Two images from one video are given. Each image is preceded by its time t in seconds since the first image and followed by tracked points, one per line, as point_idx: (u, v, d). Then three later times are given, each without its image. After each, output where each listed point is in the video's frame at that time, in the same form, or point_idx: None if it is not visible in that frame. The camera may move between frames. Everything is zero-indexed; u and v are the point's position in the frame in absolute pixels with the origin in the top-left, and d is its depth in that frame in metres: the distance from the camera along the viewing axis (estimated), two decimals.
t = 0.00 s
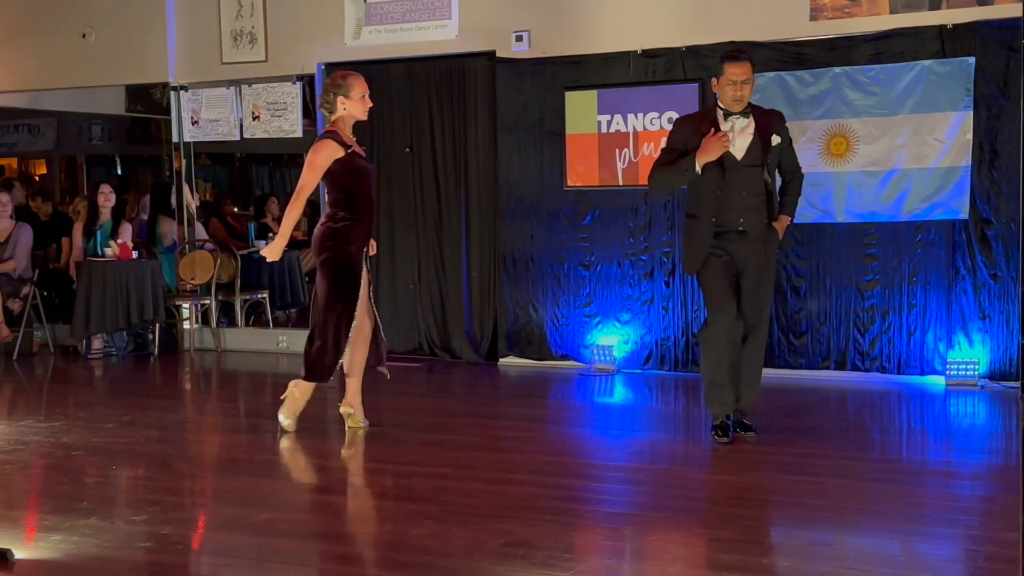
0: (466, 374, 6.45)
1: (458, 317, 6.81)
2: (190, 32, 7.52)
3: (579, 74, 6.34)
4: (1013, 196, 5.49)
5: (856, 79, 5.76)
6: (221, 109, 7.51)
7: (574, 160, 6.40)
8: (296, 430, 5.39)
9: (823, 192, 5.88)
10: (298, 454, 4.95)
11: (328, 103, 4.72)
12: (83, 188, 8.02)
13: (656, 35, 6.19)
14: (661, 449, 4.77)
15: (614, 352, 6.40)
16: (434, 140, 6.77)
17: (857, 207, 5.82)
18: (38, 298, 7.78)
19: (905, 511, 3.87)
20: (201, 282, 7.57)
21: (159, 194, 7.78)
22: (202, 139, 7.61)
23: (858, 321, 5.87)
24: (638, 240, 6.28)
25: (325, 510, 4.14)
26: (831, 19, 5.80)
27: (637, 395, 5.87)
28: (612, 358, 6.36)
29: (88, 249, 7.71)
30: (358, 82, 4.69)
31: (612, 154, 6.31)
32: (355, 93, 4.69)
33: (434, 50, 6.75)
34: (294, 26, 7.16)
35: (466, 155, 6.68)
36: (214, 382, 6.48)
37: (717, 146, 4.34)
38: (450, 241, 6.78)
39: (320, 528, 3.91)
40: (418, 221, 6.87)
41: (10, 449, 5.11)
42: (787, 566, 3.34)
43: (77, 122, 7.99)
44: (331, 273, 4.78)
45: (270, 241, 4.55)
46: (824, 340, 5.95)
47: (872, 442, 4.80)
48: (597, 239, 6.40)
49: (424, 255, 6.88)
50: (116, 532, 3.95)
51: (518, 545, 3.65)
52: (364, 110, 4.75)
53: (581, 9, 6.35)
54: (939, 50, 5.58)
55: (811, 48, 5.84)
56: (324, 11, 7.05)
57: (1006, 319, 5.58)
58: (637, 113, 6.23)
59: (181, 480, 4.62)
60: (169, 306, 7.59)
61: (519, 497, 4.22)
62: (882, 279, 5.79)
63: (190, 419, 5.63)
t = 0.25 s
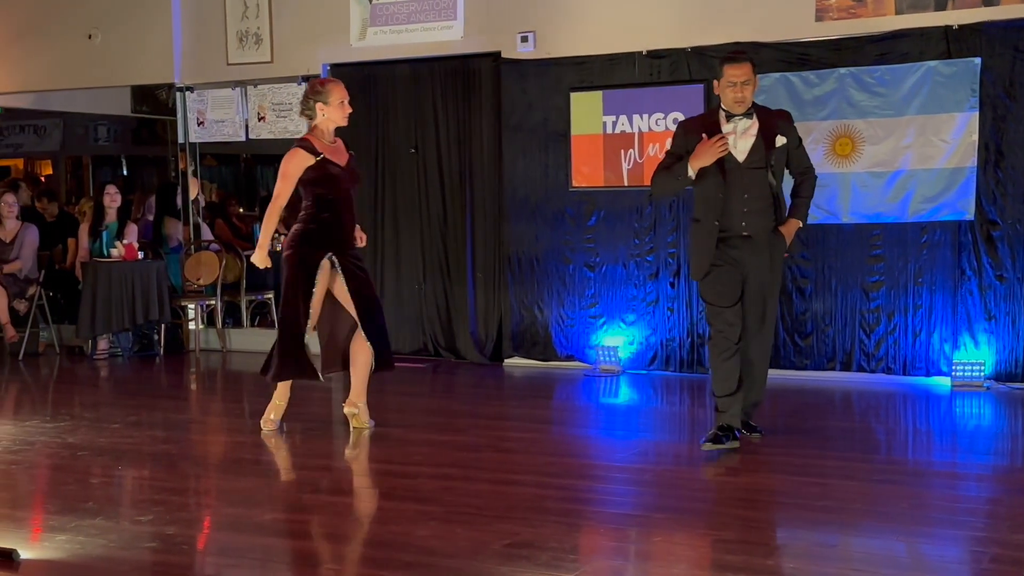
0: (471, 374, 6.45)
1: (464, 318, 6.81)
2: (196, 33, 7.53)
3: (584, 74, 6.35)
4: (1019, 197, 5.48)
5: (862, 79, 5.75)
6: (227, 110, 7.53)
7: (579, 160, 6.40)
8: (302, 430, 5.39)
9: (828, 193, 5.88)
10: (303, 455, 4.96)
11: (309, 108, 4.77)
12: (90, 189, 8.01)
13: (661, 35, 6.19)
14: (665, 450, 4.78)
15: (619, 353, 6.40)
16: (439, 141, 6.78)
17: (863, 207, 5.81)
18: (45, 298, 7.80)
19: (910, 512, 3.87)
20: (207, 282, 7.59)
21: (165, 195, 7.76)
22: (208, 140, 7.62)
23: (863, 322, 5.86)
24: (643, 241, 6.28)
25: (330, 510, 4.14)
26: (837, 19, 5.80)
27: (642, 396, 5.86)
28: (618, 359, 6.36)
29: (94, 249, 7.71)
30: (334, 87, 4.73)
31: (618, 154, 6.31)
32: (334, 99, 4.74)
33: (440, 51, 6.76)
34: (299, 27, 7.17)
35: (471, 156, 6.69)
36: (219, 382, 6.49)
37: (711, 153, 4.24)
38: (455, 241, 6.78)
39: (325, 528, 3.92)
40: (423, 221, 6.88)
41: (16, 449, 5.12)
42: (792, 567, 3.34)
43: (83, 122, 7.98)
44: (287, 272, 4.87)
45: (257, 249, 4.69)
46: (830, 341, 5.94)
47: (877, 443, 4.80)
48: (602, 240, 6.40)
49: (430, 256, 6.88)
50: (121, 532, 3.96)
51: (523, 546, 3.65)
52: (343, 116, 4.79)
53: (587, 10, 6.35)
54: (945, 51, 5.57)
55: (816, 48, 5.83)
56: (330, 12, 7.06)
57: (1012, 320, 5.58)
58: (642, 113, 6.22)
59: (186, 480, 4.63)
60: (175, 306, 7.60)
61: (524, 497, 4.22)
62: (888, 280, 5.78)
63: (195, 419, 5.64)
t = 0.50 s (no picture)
0: (475, 375, 6.45)
1: (467, 319, 6.82)
2: (200, 34, 7.54)
3: (588, 75, 6.35)
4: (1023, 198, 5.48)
5: (866, 80, 5.74)
6: (231, 110, 7.53)
7: (583, 161, 6.40)
8: (305, 431, 5.40)
9: (832, 194, 5.87)
10: (306, 455, 4.96)
11: (291, 109, 4.80)
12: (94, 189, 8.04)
13: (665, 36, 6.18)
14: (668, 450, 4.79)
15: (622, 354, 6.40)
16: (442, 142, 6.78)
17: (866, 209, 5.81)
18: (48, 299, 7.80)
19: (914, 513, 3.86)
20: (211, 283, 7.52)
21: (168, 196, 7.76)
22: (212, 140, 7.62)
23: (867, 323, 5.86)
24: (646, 242, 6.28)
25: (333, 511, 4.14)
26: (840, 21, 5.79)
27: (646, 397, 5.86)
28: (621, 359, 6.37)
29: (98, 250, 7.69)
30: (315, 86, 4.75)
31: (622, 155, 6.31)
32: (313, 98, 4.76)
33: (443, 51, 6.74)
34: (303, 28, 7.17)
35: (474, 157, 6.69)
36: (223, 382, 6.49)
37: (690, 152, 4.17)
38: (458, 241, 6.79)
39: (329, 529, 3.92)
40: (426, 222, 6.88)
41: (20, 449, 5.13)
42: (796, 568, 3.33)
43: (87, 123, 8.02)
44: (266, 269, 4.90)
45: (264, 260, 4.84)
46: (833, 342, 5.94)
47: (881, 444, 4.80)
48: (606, 241, 6.40)
49: (433, 257, 6.89)
50: (125, 532, 3.96)
51: (526, 547, 3.65)
52: (325, 116, 4.81)
53: (591, 11, 6.35)
54: (948, 52, 5.57)
55: (820, 50, 5.83)
56: (333, 13, 7.05)
57: (1016, 321, 5.58)
58: (646, 114, 6.23)
59: (190, 480, 4.63)
60: (179, 307, 7.60)
61: (527, 498, 4.22)
62: (892, 281, 5.78)
63: (199, 420, 5.64)
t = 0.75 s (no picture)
0: (479, 376, 6.45)
1: (471, 319, 6.82)
2: (205, 34, 7.54)
3: (592, 76, 6.35)
4: None
5: (870, 82, 5.73)
6: (236, 111, 7.54)
7: (587, 162, 6.40)
8: (309, 431, 5.40)
9: (836, 195, 5.86)
10: (310, 456, 4.96)
11: (284, 108, 4.85)
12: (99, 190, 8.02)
13: (669, 37, 6.18)
14: (672, 451, 4.79)
15: (626, 354, 6.40)
16: (447, 143, 6.78)
17: (871, 210, 5.80)
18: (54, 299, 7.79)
19: (918, 515, 3.86)
20: (216, 283, 7.52)
21: (173, 196, 7.77)
22: (217, 141, 7.63)
23: (871, 324, 5.85)
24: (651, 243, 6.28)
25: (337, 511, 4.14)
26: (845, 22, 5.79)
27: (650, 398, 5.86)
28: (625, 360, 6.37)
29: (102, 251, 7.50)
30: (305, 84, 4.80)
31: (626, 156, 6.30)
32: (303, 94, 4.81)
33: (449, 52, 6.75)
34: (309, 29, 7.18)
35: (479, 157, 6.69)
36: (227, 382, 6.50)
37: (665, 151, 4.09)
38: (463, 242, 6.79)
39: (333, 529, 3.92)
40: (430, 223, 6.89)
41: (24, 449, 5.13)
42: (799, 570, 3.33)
43: (92, 123, 8.06)
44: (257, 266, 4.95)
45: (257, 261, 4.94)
46: (838, 343, 5.93)
47: (885, 446, 4.79)
48: (610, 241, 6.40)
49: (437, 257, 6.89)
50: (129, 532, 3.97)
51: (530, 548, 3.65)
52: (316, 112, 4.84)
53: (596, 12, 6.35)
54: (953, 53, 5.56)
55: (825, 51, 5.82)
56: (339, 13, 7.06)
57: (1021, 323, 5.57)
58: (650, 115, 6.23)
59: (194, 480, 4.64)
60: (184, 307, 7.60)
61: (531, 499, 4.22)
62: (897, 283, 5.77)
63: (203, 420, 5.65)
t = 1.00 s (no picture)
0: (485, 378, 6.45)
1: (478, 321, 6.82)
2: (213, 36, 7.56)
3: (599, 78, 6.34)
4: None
5: (878, 84, 5.72)
6: (244, 113, 7.52)
7: (594, 164, 6.40)
8: (315, 433, 5.40)
9: (844, 198, 5.85)
10: (316, 457, 4.97)
11: (287, 110, 4.87)
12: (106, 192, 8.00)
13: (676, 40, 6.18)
14: (679, 454, 4.80)
15: (633, 356, 6.39)
16: (455, 145, 6.79)
17: (879, 212, 5.79)
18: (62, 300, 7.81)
19: (926, 518, 3.85)
20: (223, 284, 7.53)
21: (181, 198, 7.77)
22: (225, 143, 7.64)
23: (879, 327, 5.84)
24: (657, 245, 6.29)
25: (344, 513, 4.15)
26: (853, 25, 5.79)
27: (656, 401, 5.85)
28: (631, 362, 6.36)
29: (111, 252, 7.64)
30: (304, 83, 4.81)
31: (634, 158, 6.30)
32: (303, 94, 4.81)
33: (456, 54, 6.73)
34: (317, 31, 7.19)
35: (486, 159, 6.70)
36: (234, 384, 6.51)
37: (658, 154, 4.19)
38: (470, 243, 6.79)
39: (340, 531, 3.93)
40: (437, 225, 6.90)
41: (32, 450, 5.15)
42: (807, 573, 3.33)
43: (101, 124, 8.02)
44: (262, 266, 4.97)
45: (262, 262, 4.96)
46: (845, 346, 5.93)
47: (893, 449, 4.78)
48: (617, 243, 6.40)
49: (445, 259, 6.89)
50: (137, 533, 3.98)
51: (537, 550, 3.65)
52: (318, 112, 4.83)
53: (603, 14, 6.35)
54: (962, 56, 5.55)
55: (833, 53, 5.82)
56: (346, 15, 7.07)
57: None
58: (658, 117, 6.23)
59: (201, 482, 4.65)
60: (191, 308, 7.61)
61: (538, 501, 4.22)
62: (904, 285, 5.76)
63: (211, 421, 5.66)
